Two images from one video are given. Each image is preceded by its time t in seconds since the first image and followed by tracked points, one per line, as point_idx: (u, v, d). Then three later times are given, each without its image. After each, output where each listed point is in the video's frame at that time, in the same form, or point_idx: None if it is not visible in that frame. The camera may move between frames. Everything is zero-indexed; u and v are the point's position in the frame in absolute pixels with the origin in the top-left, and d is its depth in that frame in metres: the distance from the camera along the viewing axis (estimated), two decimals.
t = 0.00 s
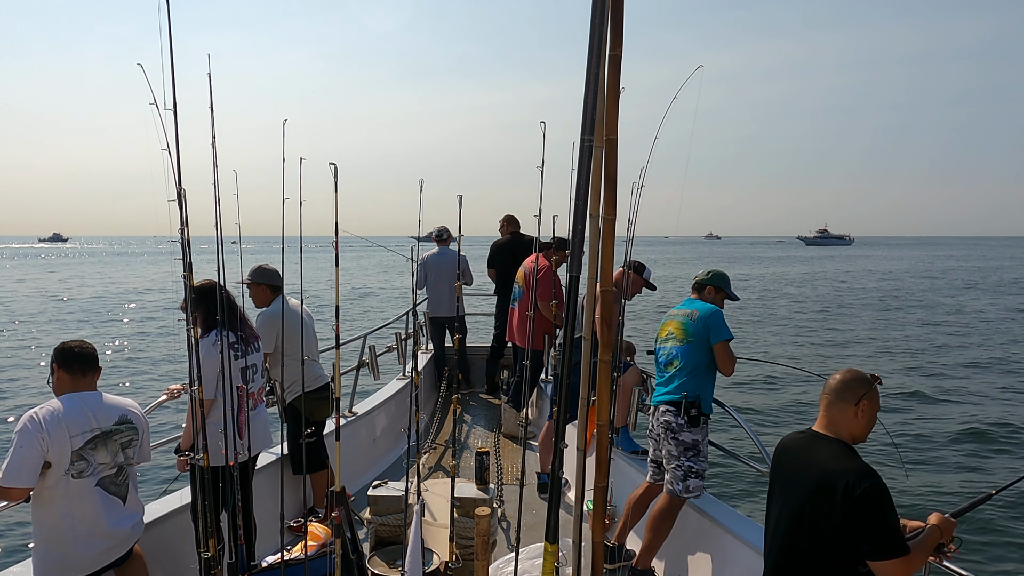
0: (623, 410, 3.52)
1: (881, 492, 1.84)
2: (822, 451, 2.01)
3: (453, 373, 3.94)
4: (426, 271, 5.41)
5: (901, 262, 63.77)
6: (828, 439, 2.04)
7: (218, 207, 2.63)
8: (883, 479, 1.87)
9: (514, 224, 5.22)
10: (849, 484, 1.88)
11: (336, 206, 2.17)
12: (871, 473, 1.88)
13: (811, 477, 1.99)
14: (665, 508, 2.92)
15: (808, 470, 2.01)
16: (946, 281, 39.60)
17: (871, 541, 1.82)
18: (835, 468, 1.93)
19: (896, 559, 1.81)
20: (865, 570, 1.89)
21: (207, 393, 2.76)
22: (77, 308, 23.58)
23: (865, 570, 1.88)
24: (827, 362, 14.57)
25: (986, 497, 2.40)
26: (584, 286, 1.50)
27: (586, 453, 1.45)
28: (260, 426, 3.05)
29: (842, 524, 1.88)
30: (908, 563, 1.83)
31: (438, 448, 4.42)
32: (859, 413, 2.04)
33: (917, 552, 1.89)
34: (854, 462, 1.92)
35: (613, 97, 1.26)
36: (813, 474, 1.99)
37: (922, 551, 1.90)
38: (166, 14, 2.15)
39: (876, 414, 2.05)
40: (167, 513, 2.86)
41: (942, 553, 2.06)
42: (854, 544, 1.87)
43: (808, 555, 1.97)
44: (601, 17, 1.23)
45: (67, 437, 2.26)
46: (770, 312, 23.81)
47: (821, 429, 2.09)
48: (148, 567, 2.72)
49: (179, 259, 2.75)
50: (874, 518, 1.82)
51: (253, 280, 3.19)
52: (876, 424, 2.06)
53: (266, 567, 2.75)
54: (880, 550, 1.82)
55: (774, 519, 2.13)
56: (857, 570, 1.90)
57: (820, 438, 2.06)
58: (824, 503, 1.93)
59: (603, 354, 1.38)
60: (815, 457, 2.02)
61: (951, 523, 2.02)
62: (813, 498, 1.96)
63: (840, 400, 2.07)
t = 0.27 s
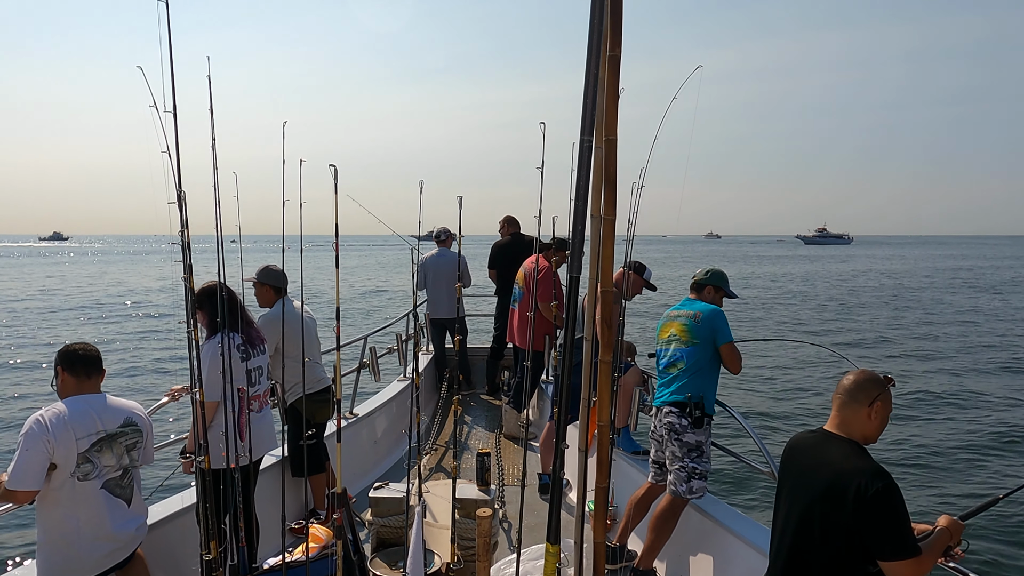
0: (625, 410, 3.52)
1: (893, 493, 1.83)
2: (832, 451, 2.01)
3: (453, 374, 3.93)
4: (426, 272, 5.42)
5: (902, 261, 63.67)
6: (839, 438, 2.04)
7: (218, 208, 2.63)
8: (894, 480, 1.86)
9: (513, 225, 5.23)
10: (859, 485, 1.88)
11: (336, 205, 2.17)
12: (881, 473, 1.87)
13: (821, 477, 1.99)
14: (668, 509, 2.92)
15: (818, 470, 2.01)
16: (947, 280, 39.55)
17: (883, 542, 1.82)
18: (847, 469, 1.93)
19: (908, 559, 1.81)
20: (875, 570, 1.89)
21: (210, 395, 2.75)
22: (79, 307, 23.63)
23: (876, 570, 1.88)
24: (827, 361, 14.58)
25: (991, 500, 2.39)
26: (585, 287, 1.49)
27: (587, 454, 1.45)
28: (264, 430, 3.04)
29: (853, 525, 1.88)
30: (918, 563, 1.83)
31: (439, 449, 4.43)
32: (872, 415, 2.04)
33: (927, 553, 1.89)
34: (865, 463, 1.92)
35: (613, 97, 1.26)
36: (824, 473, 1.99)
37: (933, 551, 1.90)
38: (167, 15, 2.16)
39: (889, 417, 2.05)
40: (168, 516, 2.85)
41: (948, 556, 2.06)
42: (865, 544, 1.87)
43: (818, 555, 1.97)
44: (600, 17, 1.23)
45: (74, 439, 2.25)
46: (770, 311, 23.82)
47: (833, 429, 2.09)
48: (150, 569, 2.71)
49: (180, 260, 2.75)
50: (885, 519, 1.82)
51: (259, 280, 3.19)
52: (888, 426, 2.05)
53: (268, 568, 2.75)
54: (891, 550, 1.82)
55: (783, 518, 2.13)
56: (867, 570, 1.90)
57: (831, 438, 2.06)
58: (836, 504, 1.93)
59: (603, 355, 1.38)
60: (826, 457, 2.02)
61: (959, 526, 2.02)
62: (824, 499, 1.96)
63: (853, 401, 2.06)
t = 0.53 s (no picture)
0: (626, 411, 3.52)
1: (897, 492, 1.84)
2: (835, 450, 2.01)
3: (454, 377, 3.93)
4: (426, 275, 5.42)
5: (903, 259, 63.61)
6: (843, 437, 2.04)
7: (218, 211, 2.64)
8: (898, 478, 1.87)
9: (512, 227, 5.23)
10: (863, 483, 1.89)
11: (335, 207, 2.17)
12: (884, 472, 1.88)
13: (825, 476, 1.99)
14: (670, 510, 2.91)
15: (822, 470, 2.01)
16: (948, 278, 39.53)
17: (889, 540, 1.83)
18: (850, 468, 1.93)
19: (913, 556, 1.82)
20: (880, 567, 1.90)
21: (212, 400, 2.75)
22: (80, 305, 23.65)
23: (881, 568, 1.89)
24: (827, 359, 14.59)
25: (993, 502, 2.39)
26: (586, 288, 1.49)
27: (590, 456, 1.45)
28: (266, 435, 3.03)
29: (857, 523, 1.89)
30: (925, 561, 1.84)
31: (441, 451, 4.43)
32: (877, 414, 2.03)
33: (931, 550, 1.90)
34: (868, 461, 1.93)
35: (611, 98, 1.27)
36: (827, 473, 1.99)
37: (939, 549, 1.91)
38: (166, 19, 2.17)
39: (894, 417, 2.05)
40: (171, 520, 2.85)
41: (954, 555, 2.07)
42: (871, 542, 1.87)
43: (823, 554, 1.97)
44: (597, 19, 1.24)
45: (77, 446, 2.25)
46: (769, 309, 23.84)
47: (838, 428, 2.09)
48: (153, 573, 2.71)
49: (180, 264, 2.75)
50: (890, 516, 1.83)
51: (262, 283, 3.18)
52: (892, 426, 2.05)
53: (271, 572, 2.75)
54: (897, 547, 1.82)
55: (786, 517, 2.13)
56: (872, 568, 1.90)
57: (834, 437, 2.06)
58: (839, 503, 1.93)
59: (605, 356, 1.38)
60: (829, 456, 2.01)
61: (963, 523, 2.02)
62: (827, 498, 1.96)
63: (858, 400, 2.06)
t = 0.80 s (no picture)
0: (627, 412, 3.51)
1: (876, 487, 1.83)
2: (816, 447, 2.01)
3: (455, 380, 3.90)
4: (426, 279, 5.42)
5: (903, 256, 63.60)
6: (823, 435, 2.04)
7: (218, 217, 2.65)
8: (877, 473, 1.86)
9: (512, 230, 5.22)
10: (842, 480, 1.88)
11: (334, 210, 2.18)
12: (864, 468, 1.87)
13: (806, 473, 1.99)
14: (670, 511, 2.91)
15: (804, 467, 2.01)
16: (948, 276, 39.51)
17: (866, 533, 1.82)
18: (831, 464, 1.93)
19: (892, 551, 1.81)
20: (861, 562, 1.89)
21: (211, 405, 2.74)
22: (79, 303, 23.60)
23: (862, 562, 1.88)
24: (827, 357, 14.58)
25: (987, 494, 2.39)
26: (586, 290, 1.49)
27: (591, 458, 1.44)
28: (269, 441, 3.02)
29: (837, 519, 1.88)
30: (903, 554, 1.83)
31: (441, 454, 4.43)
32: (858, 412, 2.02)
33: (912, 543, 1.89)
34: (848, 457, 1.92)
35: (608, 101, 1.26)
36: (808, 469, 1.99)
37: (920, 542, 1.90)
38: (164, 23, 2.16)
39: (875, 415, 2.03)
40: (172, 526, 2.85)
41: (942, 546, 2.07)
42: (850, 538, 1.86)
43: (807, 550, 1.97)
44: (595, 20, 1.23)
45: (79, 452, 2.25)
46: (769, 306, 23.84)
47: (820, 427, 2.08)
48: None
49: (181, 270, 2.76)
50: (867, 512, 1.82)
51: (261, 288, 3.19)
52: (874, 424, 2.04)
53: None
54: (875, 542, 1.81)
55: (773, 512, 2.13)
56: (853, 563, 1.90)
57: (816, 435, 2.05)
58: (819, 499, 1.93)
59: (604, 357, 1.37)
60: (811, 453, 2.01)
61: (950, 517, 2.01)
62: (809, 494, 1.96)
63: (839, 399, 2.05)
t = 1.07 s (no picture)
0: (627, 414, 3.51)
1: (849, 482, 1.83)
2: (796, 441, 2.02)
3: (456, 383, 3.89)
4: (426, 281, 5.43)
5: (902, 254, 63.64)
6: (803, 429, 2.04)
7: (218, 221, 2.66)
8: (852, 469, 1.86)
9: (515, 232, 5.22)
10: (817, 475, 1.89)
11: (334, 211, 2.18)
12: (840, 464, 1.87)
13: (786, 467, 2.00)
14: (670, 512, 2.91)
15: (783, 461, 2.02)
16: (947, 273, 39.52)
17: (838, 528, 1.83)
18: (808, 458, 1.94)
19: (864, 545, 1.81)
20: (837, 556, 1.89)
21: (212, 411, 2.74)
22: (78, 302, 23.56)
23: (838, 557, 1.89)
24: (828, 354, 14.59)
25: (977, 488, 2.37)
26: (586, 292, 1.49)
27: (592, 459, 1.44)
28: (270, 446, 3.01)
29: (811, 513, 1.89)
30: (874, 549, 1.82)
31: (442, 457, 4.43)
32: (839, 407, 2.02)
33: (888, 538, 1.88)
34: (824, 452, 1.92)
35: (607, 104, 1.26)
36: (787, 463, 2.00)
37: (895, 537, 1.89)
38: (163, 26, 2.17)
39: (855, 410, 2.02)
40: (173, 531, 2.85)
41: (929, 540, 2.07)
42: (825, 532, 1.87)
43: (784, 543, 1.99)
44: (594, 23, 1.23)
45: (78, 458, 2.25)
46: (769, 304, 23.84)
47: (803, 422, 2.08)
48: None
49: (181, 275, 2.76)
50: (840, 507, 1.83)
51: (260, 292, 3.19)
52: (856, 417, 2.03)
53: None
54: (845, 535, 1.82)
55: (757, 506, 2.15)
56: (828, 557, 1.90)
57: (796, 430, 2.06)
58: (795, 493, 1.94)
59: (605, 359, 1.37)
60: (790, 447, 2.03)
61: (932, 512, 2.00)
62: (786, 488, 1.98)
63: (820, 395, 2.05)
